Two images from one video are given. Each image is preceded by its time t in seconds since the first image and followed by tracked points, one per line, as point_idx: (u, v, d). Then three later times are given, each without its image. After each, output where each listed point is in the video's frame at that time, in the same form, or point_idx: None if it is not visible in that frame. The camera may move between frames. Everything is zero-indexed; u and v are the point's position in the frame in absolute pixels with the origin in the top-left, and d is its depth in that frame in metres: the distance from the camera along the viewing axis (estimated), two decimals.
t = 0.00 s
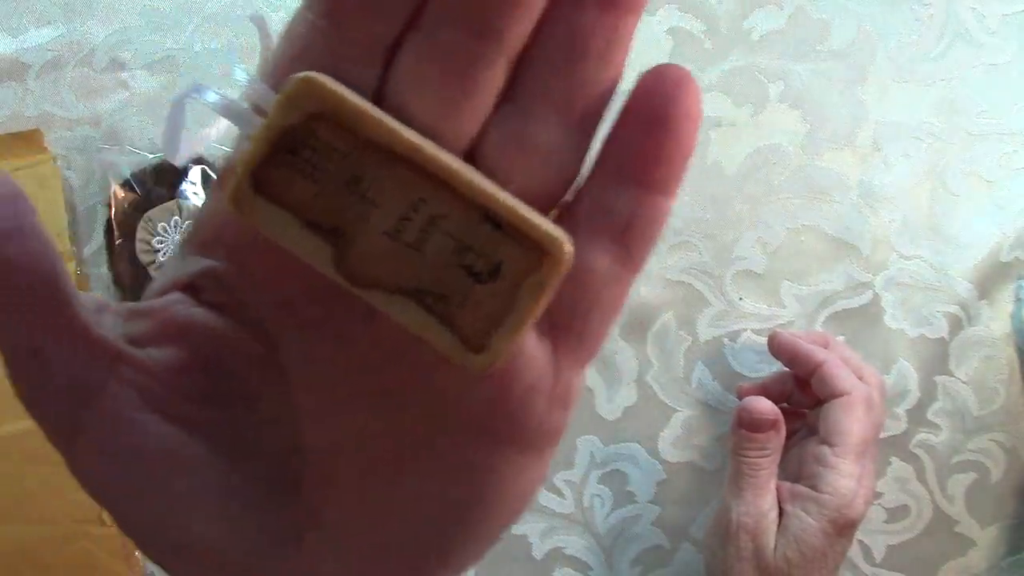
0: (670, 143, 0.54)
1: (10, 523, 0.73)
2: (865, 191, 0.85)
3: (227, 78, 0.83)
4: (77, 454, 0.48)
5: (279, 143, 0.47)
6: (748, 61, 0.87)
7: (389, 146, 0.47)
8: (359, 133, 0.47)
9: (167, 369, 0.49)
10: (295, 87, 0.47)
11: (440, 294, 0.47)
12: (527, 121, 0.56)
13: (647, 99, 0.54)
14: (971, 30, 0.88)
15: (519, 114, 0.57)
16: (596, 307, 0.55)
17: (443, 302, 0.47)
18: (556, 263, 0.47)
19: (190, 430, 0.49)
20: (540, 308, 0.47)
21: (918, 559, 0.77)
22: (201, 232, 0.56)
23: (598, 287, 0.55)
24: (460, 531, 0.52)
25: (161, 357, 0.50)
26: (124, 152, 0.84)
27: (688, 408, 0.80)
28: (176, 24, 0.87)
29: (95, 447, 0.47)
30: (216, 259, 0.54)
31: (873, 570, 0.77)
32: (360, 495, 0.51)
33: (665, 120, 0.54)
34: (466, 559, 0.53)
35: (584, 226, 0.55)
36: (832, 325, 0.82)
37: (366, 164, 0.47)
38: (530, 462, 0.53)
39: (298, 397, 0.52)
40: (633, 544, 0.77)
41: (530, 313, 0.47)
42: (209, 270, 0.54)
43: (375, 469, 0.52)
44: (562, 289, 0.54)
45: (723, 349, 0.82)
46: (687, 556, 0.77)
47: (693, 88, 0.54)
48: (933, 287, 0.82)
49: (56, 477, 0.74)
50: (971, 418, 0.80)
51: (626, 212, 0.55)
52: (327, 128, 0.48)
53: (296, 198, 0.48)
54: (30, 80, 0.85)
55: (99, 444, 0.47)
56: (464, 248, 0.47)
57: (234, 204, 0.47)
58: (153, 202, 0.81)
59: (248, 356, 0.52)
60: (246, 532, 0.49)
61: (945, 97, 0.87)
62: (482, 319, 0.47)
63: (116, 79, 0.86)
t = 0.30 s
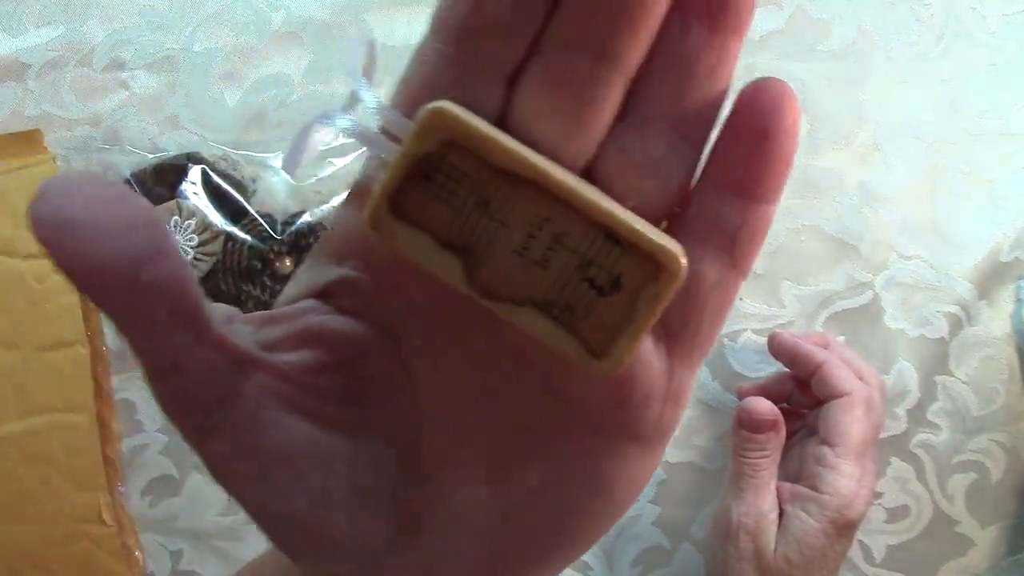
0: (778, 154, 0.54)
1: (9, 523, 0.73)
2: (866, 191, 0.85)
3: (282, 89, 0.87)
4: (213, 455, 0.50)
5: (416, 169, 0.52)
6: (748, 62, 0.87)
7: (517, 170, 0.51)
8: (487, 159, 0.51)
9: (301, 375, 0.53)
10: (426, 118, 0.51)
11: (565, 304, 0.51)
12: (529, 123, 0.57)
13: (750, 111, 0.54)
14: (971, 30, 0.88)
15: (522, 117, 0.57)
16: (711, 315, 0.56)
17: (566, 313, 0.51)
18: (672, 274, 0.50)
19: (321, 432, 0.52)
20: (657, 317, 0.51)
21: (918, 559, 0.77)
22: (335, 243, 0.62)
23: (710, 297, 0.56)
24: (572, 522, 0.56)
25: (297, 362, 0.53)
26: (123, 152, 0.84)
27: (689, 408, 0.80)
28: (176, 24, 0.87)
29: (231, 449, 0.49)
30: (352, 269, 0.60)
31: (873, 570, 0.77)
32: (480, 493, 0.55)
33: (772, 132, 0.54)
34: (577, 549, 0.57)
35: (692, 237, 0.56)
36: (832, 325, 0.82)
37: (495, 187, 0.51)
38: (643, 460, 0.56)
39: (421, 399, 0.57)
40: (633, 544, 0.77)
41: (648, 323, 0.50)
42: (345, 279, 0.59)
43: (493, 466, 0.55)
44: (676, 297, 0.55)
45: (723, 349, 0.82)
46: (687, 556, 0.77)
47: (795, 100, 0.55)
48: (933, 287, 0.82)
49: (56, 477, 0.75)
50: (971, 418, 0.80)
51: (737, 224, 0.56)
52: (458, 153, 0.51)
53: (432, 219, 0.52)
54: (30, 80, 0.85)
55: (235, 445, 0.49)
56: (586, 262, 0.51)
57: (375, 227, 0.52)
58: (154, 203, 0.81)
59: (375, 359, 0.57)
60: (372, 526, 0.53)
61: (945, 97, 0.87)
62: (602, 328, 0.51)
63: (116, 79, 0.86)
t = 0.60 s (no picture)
0: (759, 141, 0.60)
1: (10, 523, 0.73)
2: (866, 191, 0.85)
3: (281, 87, 0.87)
4: (214, 438, 0.51)
5: (418, 154, 0.53)
6: (747, 61, 0.87)
7: (515, 155, 0.53)
8: (486, 144, 0.53)
9: (301, 358, 0.54)
10: (430, 105, 0.52)
11: (561, 284, 0.54)
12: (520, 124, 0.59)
13: (735, 102, 0.60)
14: (971, 30, 0.88)
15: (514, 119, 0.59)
16: (694, 294, 0.60)
17: (562, 293, 0.54)
18: (663, 254, 0.53)
19: (320, 414, 0.53)
20: (650, 296, 0.54)
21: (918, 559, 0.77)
22: (329, 232, 0.61)
23: (697, 274, 0.60)
24: (568, 496, 0.58)
25: (295, 348, 0.54)
26: (123, 152, 0.83)
27: (689, 408, 0.80)
28: (176, 24, 0.87)
29: (232, 430, 0.50)
30: (347, 256, 0.60)
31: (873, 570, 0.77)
32: (475, 468, 0.57)
33: (754, 119, 0.60)
34: (571, 524, 0.59)
35: (681, 220, 0.60)
36: (832, 325, 0.82)
37: (495, 172, 0.53)
38: (634, 433, 0.59)
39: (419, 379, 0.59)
40: (632, 544, 0.77)
41: (641, 301, 0.53)
42: (339, 265, 0.60)
43: (489, 443, 0.58)
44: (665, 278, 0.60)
45: (723, 350, 0.81)
46: (687, 556, 0.77)
47: (774, 89, 0.60)
48: (933, 287, 0.82)
49: (56, 477, 0.75)
50: (971, 418, 0.80)
51: (720, 204, 0.60)
52: (459, 139, 0.53)
53: (433, 202, 0.54)
54: (31, 79, 0.85)
55: (236, 426, 0.50)
56: (582, 244, 0.53)
57: (378, 210, 0.54)
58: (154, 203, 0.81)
59: (373, 344, 0.58)
60: (374, 505, 0.54)
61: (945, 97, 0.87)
62: (596, 306, 0.54)
63: (116, 79, 0.86)
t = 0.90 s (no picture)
0: (747, 143, 0.61)
1: (10, 523, 0.73)
2: (865, 191, 0.85)
3: (282, 87, 0.87)
4: (206, 437, 0.51)
5: (409, 152, 0.53)
6: (748, 61, 0.87)
7: (505, 153, 0.53)
8: (477, 142, 0.53)
9: (292, 355, 0.54)
10: (422, 103, 0.52)
11: (550, 281, 0.54)
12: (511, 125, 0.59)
13: (723, 103, 0.60)
14: (971, 30, 0.88)
15: (505, 119, 0.59)
16: (681, 293, 0.61)
17: (551, 290, 0.54)
18: (651, 251, 0.53)
19: (310, 412, 0.53)
20: (637, 293, 0.54)
21: (918, 559, 0.77)
22: (319, 228, 0.61)
23: (684, 273, 0.60)
24: (557, 495, 0.58)
25: (286, 346, 0.54)
26: (123, 151, 0.83)
27: (690, 408, 0.80)
28: (177, 24, 0.87)
29: (223, 428, 0.50)
30: (337, 254, 0.59)
31: (873, 570, 0.77)
32: (466, 465, 0.57)
33: (742, 121, 0.60)
34: (560, 522, 0.59)
35: (668, 219, 0.61)
36: (832, 325, 0.82)
37: (486, 170, 0.53)
38: (623, 433, 0.59)
39: (410, 377, 0.59)
40: (633, 545, 0.77)
41: (629, 298, 0.53)
42: (329, 263, 0.59)
43: (479, 441, 0.58)
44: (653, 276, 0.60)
45: (724, 350, 0.81)
46: (687, 556, 0.77)
47: (762, 93, 0.61)
48: (933, 287, 0.82)
49: (56, 477, 0.75)
50: (971, 418, 0.80)
51: (707, 204, 0.61)
52: (450, 137, 0.53)
53: (424, 200, 0.54)
54: (31, 79, 0.85)
55: (228, 424, 0.50)
56: (571, 241, 0.53)
57: (369, 208, 0.53)
58: (154, 203, 0.81)
59: (364, 341, 0.58)
60: (365, 502, 0.54)
61: (945, 97, 0.87)
62: (586, 304, 0.54)
63: (116, 79, 0.86)
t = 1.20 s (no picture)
0: (723, 135, 0.61)
1: (11, 524, 0.73)
2: (865, 191, 0.85)
3: (283, 87, 0.87)
4: (181, 433, 0.50)
5: (381, 145, 0.53)
6: (748, 60, 0.87)
7: (478, 146, 0.53)
8: (450, 136, 0.53)
9: (268, 350, 0.54)
10: (394, 97, 0.52)
11: (524, 274, 0.54)
12: (486, 119, 0.59)
13: (700, 95, 0.61)
14: (971, 30, 0.88)
15: (478, 113, 0.59)
16: (655, 286, 0.61)
17: (524, 283, 0.54)
18: (625, 244, 0.53)
19: (287, 407, 0.53)
20: (612, 286, 0.54)
21: (918, 560, 0.77)
22: (294, 223, 0.61)
23: (660, 265, 0.61)
24: (534, 488, 0.58)
25: (261, 341, 0.54)
26: (124, 152, 0.83)
27: (691, 408, 0.80)
28: (177, 24, 0.87)
29: (199, 424, 0.50)
30: (312, 249, 0.60)
31: (873, 571, 0.77)
32: (443, 460, 0.57)
33: (719, 113, 0.60)
34: (538, 516, 0.59)
35: (646, 213, 0.61)
36: (832, 325, 0.82)
37: (458, 163, 0.53)
38: (598, 425, 0.60)
39: (387, 372, 0.58)
40: (633, 545, 0.77)
41: (603, 291, 0.54)
42: (305, 258, 0.59)
43: (455, 436, 0.58)
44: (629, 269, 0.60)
45: (724, 350, 0.81)
46: (687, 556, 0.77)
47: (739, 86, 0.61)
48: (933, 287, 0.82)
49: (57, 477, 0.75)
50: (971, 418, 0.80)
51: (684, 197, 0.61)
52: (423, 131, 0.53)
53: (397, 194, 0.54)
54: (31, 80, 0.85)
55: (204, 420, 0.50)
56: (544, 234, 0.53)
57: (343, 202, 0.53)
58: (154, 203, 0.82)
59: (341, 335, 0.58)
60: (342, 497, 0.53)
61: (944, 97, 0.87)
62: (560, 296, 0.54)
63: (116, 79, 0.86)
